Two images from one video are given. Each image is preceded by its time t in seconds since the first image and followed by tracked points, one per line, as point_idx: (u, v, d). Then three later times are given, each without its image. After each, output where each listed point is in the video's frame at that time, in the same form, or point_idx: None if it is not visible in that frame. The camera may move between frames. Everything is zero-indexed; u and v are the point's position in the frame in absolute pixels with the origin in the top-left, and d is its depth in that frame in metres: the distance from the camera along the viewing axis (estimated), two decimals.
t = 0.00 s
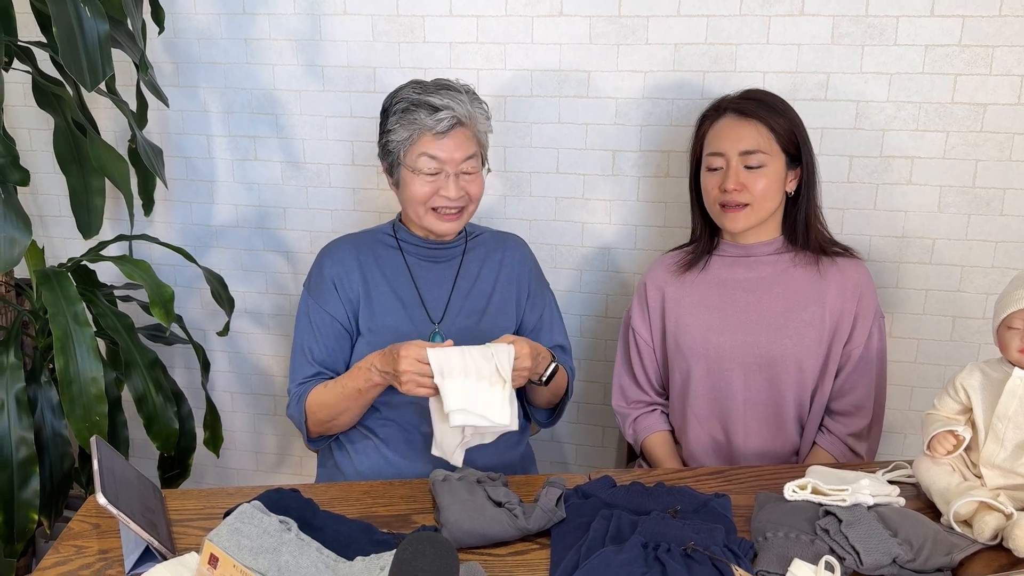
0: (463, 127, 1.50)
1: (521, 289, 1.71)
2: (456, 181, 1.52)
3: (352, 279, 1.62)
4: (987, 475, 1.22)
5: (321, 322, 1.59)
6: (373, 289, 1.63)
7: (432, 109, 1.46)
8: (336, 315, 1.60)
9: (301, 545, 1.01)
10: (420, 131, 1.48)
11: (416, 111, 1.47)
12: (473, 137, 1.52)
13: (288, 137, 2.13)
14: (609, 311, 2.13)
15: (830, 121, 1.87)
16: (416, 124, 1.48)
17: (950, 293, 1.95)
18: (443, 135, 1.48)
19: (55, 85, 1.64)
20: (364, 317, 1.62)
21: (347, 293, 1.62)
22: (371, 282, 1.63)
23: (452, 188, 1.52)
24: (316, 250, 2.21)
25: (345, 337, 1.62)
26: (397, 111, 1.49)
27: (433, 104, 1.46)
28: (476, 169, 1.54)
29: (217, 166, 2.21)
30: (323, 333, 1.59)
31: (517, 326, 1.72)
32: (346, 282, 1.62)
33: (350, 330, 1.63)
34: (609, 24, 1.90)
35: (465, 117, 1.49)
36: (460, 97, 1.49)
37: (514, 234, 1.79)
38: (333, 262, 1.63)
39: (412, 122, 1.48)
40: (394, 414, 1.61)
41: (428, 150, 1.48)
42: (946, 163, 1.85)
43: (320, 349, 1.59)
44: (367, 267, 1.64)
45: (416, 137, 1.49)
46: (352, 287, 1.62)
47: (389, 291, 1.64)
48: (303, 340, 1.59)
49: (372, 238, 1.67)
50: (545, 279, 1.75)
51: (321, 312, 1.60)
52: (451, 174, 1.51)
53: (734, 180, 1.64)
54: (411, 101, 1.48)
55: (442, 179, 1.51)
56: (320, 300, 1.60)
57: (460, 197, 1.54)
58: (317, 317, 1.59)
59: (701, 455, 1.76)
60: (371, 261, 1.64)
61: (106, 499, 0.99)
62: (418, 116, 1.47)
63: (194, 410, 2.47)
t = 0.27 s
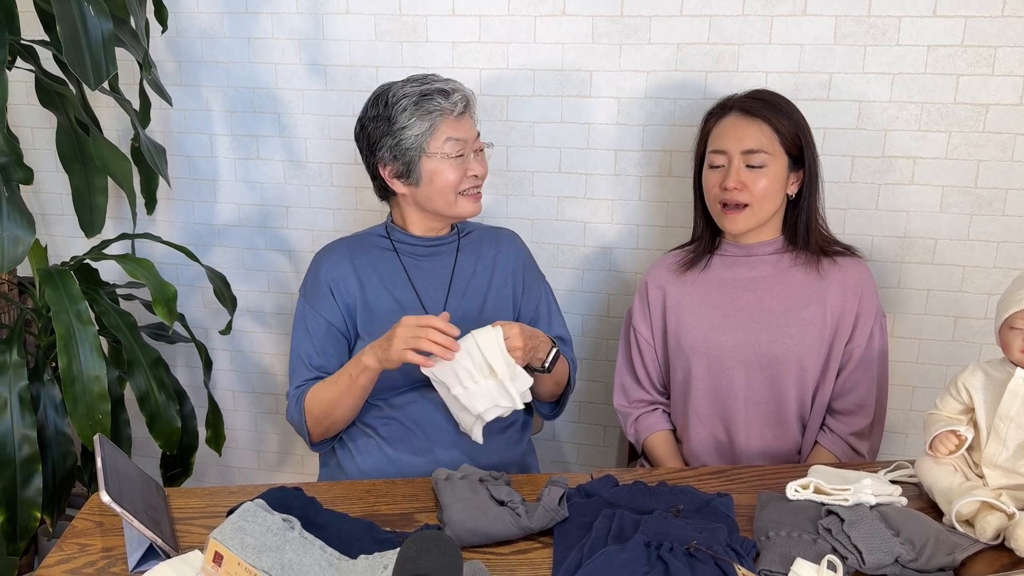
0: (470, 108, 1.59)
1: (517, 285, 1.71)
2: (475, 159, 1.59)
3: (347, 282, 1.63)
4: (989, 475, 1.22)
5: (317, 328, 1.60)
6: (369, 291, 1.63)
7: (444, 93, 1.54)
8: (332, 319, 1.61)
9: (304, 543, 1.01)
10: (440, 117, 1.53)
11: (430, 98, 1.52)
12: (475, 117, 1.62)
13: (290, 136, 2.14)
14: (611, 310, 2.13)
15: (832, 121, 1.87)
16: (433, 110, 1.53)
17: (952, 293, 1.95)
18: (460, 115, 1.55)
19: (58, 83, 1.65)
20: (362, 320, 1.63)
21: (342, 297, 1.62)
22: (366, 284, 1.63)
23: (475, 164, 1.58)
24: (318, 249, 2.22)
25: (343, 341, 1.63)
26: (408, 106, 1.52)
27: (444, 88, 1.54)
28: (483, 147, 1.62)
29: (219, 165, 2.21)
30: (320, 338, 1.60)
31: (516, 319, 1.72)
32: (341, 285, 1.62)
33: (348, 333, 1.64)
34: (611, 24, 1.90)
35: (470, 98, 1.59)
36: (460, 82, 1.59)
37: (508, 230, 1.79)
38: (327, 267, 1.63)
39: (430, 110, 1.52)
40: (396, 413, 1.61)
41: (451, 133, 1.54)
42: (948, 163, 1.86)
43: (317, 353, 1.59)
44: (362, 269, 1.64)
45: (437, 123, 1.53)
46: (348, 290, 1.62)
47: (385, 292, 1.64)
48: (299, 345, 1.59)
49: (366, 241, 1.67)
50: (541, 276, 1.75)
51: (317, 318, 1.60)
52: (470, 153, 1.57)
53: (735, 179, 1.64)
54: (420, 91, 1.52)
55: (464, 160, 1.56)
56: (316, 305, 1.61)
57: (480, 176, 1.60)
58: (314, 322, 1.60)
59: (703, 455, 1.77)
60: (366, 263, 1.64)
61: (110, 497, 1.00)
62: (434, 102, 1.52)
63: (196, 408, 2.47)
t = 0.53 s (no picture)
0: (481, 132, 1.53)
1: (514, 285, 1.71)
2: (477, 184, 1.55)
3: (344, 281, 1.63)
4: (990, 474, 1.22)
5: (315, 327, 1.60)
6: (366, 290, 1.63)
7: (456, 120, 1.48)
8: (330, 318, 1.61)
9: (305, 542, 1.02)
10: (446, 143, 1.49)
11: (440, 124, 1.47)
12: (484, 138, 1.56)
13: (291, 135, 2.14)
14: (611, 310, 2.13)
15: (833, 121, 1.87)
16: (441, 137, 1.48)
17: (953, 293, 1.95)
18: (467, 144, 1.50)
19: (60, 82, 1.64)
20: (359, 320, 1.63)
21: (340, 297, 1.62)
22: (364, 284, 1.64)
23: (475, 191, 1.54)
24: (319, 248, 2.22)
25: (340, 341, 1.63)
26: (417, 128, 1.47)
27: (457, 115, 1.48)
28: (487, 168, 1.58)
29: (220, 163, 2.21)
30: (318, 338, 1.60)
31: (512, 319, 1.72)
32: (339, 285, 1.62)
33: (346, 333, 1.64)
34: (613, 23, 1.90)
35: (481, 122, 1.52)
36: (473, 102, 1.51)
37: (504, 228, 1.79)
38: (325, 266, 1.63)
39: (438, 136, 1.48)
40: (397, 412, 1.62)
41: (456, 160, 1.50)
42: (949, 163, 1.86)
43: (316, 353, 1.59)
44: (359, 268, 1.64)
45: (443, 149, 1.49)
46: (345, 289, 1.62)
47: (382, 292, 1.64)
48: (298, 346, 1.59)
49: (363, 240, 1.67)
50: (538, 275, 1.75)
51: (315, 318, 1.60)
52: (474, 179, 1.53)
53: (721, 182, 1.64)
54: (430, 115, 1.47)
55: (465, 185, 1.53)
56: (314, 305, 1.61)
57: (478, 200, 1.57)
58: (312, 322, 1.60)
59: (701, 454, 1.77)
60: (363, 262, 1.64)
61: (111, 495, 1.00)
62: (444, 128, 1.47)
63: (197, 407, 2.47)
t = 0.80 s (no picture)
0: (471, 146, 1.47)
1: (523, 290, 1.71)
2: (461, 197, 1.51)
3: (354, 279, 1.63)
4: (990, 474, 1.22)
5: (323, 324, 1.60)
6: (374, 288, 1.63)
7: (440, 129, 1.44)
8: (338, 316, 1.61)
9: (306, 540, 1.02)
10: (426, 149, 1.46)
11: (423, 128, 1.45)
12: (480, 155, 1.49)
13: (293, 134, 2.13)
14: (612, 309, 2.13)
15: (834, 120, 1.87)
16: (423, 141, 1.45)
17: (954, 293, 1.95)
18: (450, 155, 1.45)
19: (60, 80, 1.63)
20: (366, 318, 1.63)
21: (349, 294, 1.62)
22: (373, 282, 1.64)
23: (455, 204, 1.51)
24: (320, 246, 2.22)
25: (347, 339, 1.63)
26: (405, 125, 1.46)
27: (442, 124, 1.44)
28: (482, 184, 1.52)
29: (221, 162, 2.21)
30: (326, 335, 1.60)
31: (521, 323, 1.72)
32: (348, 282, 1.62)
33: (353, 331, 1.64)
34: (614, 22, 1.90)
35: (473, 136, 1.46)
36: (470, 116, 1.46)
37: (515, 231, 1.79)
38: (334, 263, 1.63)
39: (419, 139, 1.45)
40: (398, 411, 1.62)
41: (435, 168, 1.46)
42: (950, 163, 1.86)
43: (322, 351, 1.59)
44: (369, 266, 1.64)
45: (423, 154, 1.46)
46: (354, 287, 1.62)
47: (391, 291, 1.64)
48: (305, 342, 1.59)
49: (374, 237, 1.67)
50: (547, 277, 1.75)
51: (323, 314, 1.60)
52: (456, 192, 1.50)
53: (724, 191, 1.63)
54: (418, 117, 1.45)
55: (445, 195, 1.50)
56: (323, 301, 1.61)
57: (461, 213, 1.53)
58: (320, 318, 1.59)
59: (699, 452, 1.77)
60: (373, 260, 1.64)
61: (112, 493, 1.00)
62: (425, 134, 1.45)
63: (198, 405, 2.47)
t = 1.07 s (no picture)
0: (468, 148, 1.46)
1: (528, 290, 1.71)
2: (456, 199, 1.50)
3: (359, 273, 1.63)
4: (993, 473, 1.22)
5: (326, 317, 1.60)
6: (380, 284, 1.64)
7: (437, 129, 1.43)
8: (342, 310, 1.61)
9: (309, 537, 1.02)
10: (422, 148, 1.45)
11: (421, 127, 1.44)
12: (479, 156, 1.48)
13: (295, 131, 2.13)
14: (615, 307, 2.14)
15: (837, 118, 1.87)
16: (420, 140, 1.45)
17: (956, 291, 1.95)
18: (445, 156, 1.44)
19: (63, 78, 1.63)
20: (370, 313, 1.63)
21: (354, 288, 1.62)
22: (378, 278, 1.64)
23: (450, 206, 1.50)
24: (322, 244, 2.22)
25: (351, 334, 1.63)
26: (406, 121, 1.47)
27: (439, 124, 1.43)
28: (482, 188, 1.51)
29: (224, 159, 2.21)
30: (329, 329, 1.60)
31: (525, 324, 1.72)
32: (353, 276, 1.62)
33: (356, 326, 1.64)
34: (617, 20, 1.90)
35: (471, 139, 1.45)
36: (469, 119, 1.44)
37: (522, 231, 1.79)
38: (341, 256, 1.63)
39: (417, 138, 1.45)
40: (400, 409, 1.62)
41: (430, 167, 1.46)
42: (952, 161, 1.85)
43: (326, 344, 1.59)
44: (374, 262, 1.64)
45: (419, 153, 1.46)
46: (359, 282, 1.63)
47: (396, 287, 1.64)
48: (309, 335, 1.59)
49: (380, 233, 1.67)
50: (553, 277, 1.75)
51: (327, 307, 1.60)
52: (453, 193, 1.49)
53: (751, 186, 1.62)
54: (419, 115, 1.44)
55: (441, 196, 1.50)
56: (328, 294, 1.61)
57: (456, 215, 1.52)
58: (324, 311, 1.60)
59: (704, 449, 1.77)
60: (379, 256, 1.64)
61: (116, 490, 1.00)
62: (422, 133, 1.44)
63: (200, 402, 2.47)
